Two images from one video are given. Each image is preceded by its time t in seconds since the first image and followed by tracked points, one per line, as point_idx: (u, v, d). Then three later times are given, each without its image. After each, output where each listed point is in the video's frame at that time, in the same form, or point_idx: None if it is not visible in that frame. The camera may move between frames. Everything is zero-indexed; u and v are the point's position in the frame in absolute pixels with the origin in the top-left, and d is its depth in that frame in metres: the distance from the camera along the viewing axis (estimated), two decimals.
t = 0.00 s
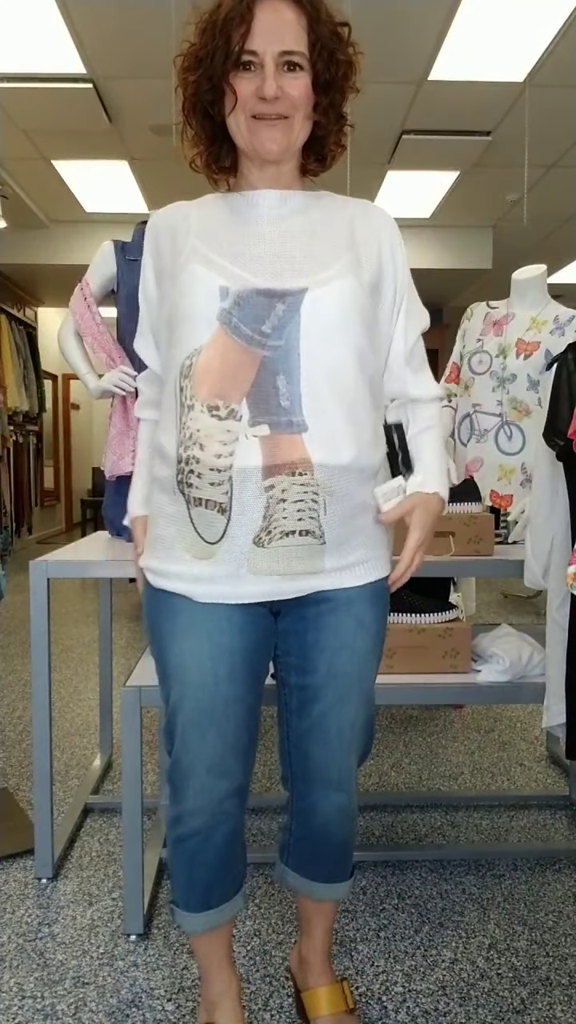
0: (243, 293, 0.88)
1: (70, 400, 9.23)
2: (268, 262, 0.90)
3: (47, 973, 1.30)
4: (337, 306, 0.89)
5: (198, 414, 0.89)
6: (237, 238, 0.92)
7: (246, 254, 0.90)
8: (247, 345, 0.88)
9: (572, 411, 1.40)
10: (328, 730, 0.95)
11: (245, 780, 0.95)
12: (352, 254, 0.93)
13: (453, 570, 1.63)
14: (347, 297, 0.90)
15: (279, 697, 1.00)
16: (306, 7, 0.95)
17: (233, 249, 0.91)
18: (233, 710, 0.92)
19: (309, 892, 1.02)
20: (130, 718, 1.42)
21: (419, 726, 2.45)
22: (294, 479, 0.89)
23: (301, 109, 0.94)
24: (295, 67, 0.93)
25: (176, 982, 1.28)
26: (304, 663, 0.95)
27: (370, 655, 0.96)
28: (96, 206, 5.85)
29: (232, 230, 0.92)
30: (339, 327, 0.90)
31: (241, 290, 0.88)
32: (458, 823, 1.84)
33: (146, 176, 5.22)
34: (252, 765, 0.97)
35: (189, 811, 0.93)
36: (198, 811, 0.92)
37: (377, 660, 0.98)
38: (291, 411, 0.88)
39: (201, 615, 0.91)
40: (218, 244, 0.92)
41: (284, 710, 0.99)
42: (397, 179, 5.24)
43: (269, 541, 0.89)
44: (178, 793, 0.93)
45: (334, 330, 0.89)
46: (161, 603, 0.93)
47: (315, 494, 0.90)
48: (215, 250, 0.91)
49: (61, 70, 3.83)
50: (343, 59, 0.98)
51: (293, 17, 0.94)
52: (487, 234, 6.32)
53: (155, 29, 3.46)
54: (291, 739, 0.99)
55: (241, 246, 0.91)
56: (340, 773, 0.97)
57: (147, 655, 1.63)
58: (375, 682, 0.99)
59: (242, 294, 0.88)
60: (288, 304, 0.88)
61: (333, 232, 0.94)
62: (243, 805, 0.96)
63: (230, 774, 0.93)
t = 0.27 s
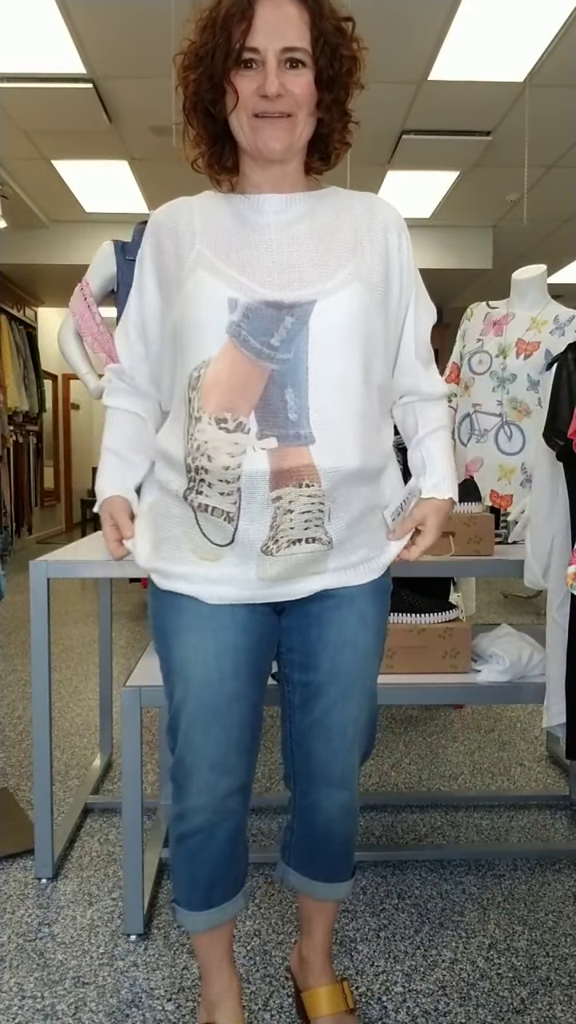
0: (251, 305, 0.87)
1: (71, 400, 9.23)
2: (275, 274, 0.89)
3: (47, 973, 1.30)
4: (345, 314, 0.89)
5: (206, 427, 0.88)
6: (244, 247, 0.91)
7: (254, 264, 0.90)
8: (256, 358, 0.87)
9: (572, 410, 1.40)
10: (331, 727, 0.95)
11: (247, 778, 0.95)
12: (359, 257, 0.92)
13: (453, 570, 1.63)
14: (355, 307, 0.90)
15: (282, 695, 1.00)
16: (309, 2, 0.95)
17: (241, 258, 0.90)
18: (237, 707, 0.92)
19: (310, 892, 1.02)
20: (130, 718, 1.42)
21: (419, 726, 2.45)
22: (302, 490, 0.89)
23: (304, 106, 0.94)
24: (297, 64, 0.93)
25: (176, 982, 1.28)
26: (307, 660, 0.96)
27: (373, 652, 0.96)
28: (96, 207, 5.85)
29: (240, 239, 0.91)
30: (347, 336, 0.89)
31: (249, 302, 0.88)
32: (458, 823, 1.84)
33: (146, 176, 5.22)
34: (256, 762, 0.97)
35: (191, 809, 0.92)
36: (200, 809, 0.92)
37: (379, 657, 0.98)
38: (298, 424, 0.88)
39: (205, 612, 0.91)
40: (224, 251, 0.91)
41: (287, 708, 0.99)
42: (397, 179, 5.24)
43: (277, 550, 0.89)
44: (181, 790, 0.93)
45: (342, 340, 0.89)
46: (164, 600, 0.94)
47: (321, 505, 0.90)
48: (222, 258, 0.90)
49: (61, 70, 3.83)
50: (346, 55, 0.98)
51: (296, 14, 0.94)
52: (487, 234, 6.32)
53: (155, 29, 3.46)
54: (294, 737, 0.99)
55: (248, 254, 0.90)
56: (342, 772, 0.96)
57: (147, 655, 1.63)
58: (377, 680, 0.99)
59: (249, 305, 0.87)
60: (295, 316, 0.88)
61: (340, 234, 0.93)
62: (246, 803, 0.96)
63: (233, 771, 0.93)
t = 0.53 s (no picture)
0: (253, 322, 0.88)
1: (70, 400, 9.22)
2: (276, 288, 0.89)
3: (47, 973, 1.30)
4: (347, 322, 0.90)
5: (210, 442, 0.88)
6: (245, 260, 0.90)
7: (254, 278, 0.89)
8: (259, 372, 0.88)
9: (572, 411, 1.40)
10: (330, 728, 0.95)
11: (246, 778, 0.95)
12: (359, 263, 0.93)
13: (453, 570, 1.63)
14: (356, 319, 0.90)
15: (281, 695, 1.00)
16: (308, 4, 0.95)
17: (241, 271, 0.90)
18: (236, 707, 0.92)
19: (310, 892, 1.02)
20: (130, 718, 1.42)
21: (419, 726, 2.45)
22: (306, 501, 0.89)
23: (304, 110, 0.93)
24: (296, 68, 0.93)
25: (176, 982, 1.28)
26: (306, 660, 0.95)
27: (371, 652, 0.96)
28: (95, 206, 5.85)
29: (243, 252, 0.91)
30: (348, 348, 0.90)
31: (251, 315, 0.88)
32: (458, 823, 1.84)
33: (146, 176, 5.22)
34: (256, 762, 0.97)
35: (191, 809, 0.92)
36: (199, 809, 0.92)
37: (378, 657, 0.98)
38: (303, 437, 0.89)
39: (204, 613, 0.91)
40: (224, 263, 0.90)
41: (286, 708, 0.99)
42: (397, 179, 5.24)
43: (286, 557, 0.90)
44: (180, 790, 0.93)
45: (343, 353, 0.89)
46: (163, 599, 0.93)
47: (329, 513, 0.91)
48: (223, 271, 0.90)
49: (60, 70, 3.83)
50: (346, 58, 0.98)
51: (295, 16, 0.94)
52: (487, 234, 6.32)
53: (155, 29, 3.46)
54: (293, 737, 0.99)
55: (248, 267, 0.90)
56: (342, 772, 0.96)
57: (147, 655, 1.63)
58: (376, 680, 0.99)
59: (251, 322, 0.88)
60: (297, 331, 0.88)
61: (339, 245, 0.93)
62: (245, 804, 0.96)
63: (231, 771, 0.92)
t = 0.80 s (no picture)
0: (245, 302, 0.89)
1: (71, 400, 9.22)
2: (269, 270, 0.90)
3: (47, 974, 1.30)
4: (335, 308, 0.91)
5: (204, 429, 0.89)
6: (235, 242, 0.91)
7: (246, 260, 0.90)
8: (252, 356, 0.89)
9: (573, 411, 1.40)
10: (325, 728, 0.95)
11: (240, 778, 0.95)
12: (351, 248, 0.94)
13: (453, 570, 1.63)
14: (346, 302, 0.92)
15: (275, 696, 1.00)
16: None
17: (234, 253, 0.90)
18: (229, 708, 0.92)
19: (309, 892, 1.02)
20: (130, 717, 1.42)
21: (419, 726, 2.45)
22: (303, 490, 0.90)
23: (281, 96, 0.93)
24: (275, 53, 0.93)
25: (176, 982, 1.28)
26: (299, 662, 0.96)
27: (364, 653, 0.96)
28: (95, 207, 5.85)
29: (234, 235, 0.91)
30: (339, 333, 0.91)
31: (244, 301, 0.89)
32: (458, 823, 1.84)
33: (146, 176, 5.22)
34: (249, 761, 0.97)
35: (185, 810, 0.93)
36: (194, 810, 0.93)
37: (373, 656, 0.99)
38: (298, 423, 0.90)
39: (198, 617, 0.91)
40: (213, 245, 0.91)
41: (280, 709, 0.99)
42: (397, 179, 5.24)
43: (282, 553, 0.90)
44: (174, 792, 0.93)
45: (335, 336, 0.91)
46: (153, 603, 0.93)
47: (323, 505, 0.91)
48: (211, 251, 0.90)
49: (61, 70, 3.83)
50: (329, 48, 0.97)
51: (275, 6, 0.93)
52: (488, 234, 6.32)
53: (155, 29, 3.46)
54: (288, 739, 0.99)
55: (239, 252, 0.91)
56: (337, 770, 0.97)
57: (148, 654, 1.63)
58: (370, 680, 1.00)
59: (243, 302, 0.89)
60: (290, 313, 0.89)
61: (328, 233, 0.94)
62: (239, 804, 0.96)
63: (225, 771, 0.93)
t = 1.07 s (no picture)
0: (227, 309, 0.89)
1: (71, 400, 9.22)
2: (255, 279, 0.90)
3: (47, 973, 1.30)
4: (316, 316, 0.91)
5: (180, 437, 0.88)
6: (218, 249, 0.91)
7: (228, 267, 0.90)
8: (232, 364, 0.88)
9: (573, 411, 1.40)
10: (283, 750, 0.91)
11: (221, 783, 0.95)
12: (336, 261, 0.95)
13: (452, 570, 1.62)
14: (327, 311, 0.92)
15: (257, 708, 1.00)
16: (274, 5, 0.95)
17: (217, 260, 0.90)
18: (210, 714, 0.92)
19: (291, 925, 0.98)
20: (130, 719, 1.42)
21: (419, 726, 2.45)
22: (278, 501, 0.89)
23: (264, 104, 0.93)
24: (256, 61, 0.93)
25: (176, 982, 1.28)
26: (261, 674, 0.93)
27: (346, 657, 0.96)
28: (96, 206, 5.85)
29: (216, 243, 0.91)
30: (319, 341, 0.91)
31: (226, 307, 0.89)
32: (458, 823, 1.84)
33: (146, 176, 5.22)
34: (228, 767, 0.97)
35: (166, 816, 0.92)
36: (175, 816, 0.92)
37: (344, 670, 0.95)
38: (275, 432, 0.89)
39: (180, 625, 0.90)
40: (196, 251, 0.91)
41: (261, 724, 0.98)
42: (398, 178, 5.24)
43: (253, 566, 0.89)
44: (155, 798, 0.93)
45: (317, 344, 0.91)
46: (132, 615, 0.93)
47: (298, 518, 0.90)
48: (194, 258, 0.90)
49: (61, 70, 3.83)
50: (310, 59, 0.98)
51: (257, 14, 0.94)
52: (488, 234, 6.32)
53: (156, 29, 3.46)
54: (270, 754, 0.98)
55: (222, 257, 0.91)
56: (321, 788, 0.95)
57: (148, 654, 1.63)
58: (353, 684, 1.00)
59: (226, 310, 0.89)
60: (273, 320, 0.89)
61: (316, 243, 0.94)
62: (220, 809, 0.96)
63: (207, 776, 0.93)
